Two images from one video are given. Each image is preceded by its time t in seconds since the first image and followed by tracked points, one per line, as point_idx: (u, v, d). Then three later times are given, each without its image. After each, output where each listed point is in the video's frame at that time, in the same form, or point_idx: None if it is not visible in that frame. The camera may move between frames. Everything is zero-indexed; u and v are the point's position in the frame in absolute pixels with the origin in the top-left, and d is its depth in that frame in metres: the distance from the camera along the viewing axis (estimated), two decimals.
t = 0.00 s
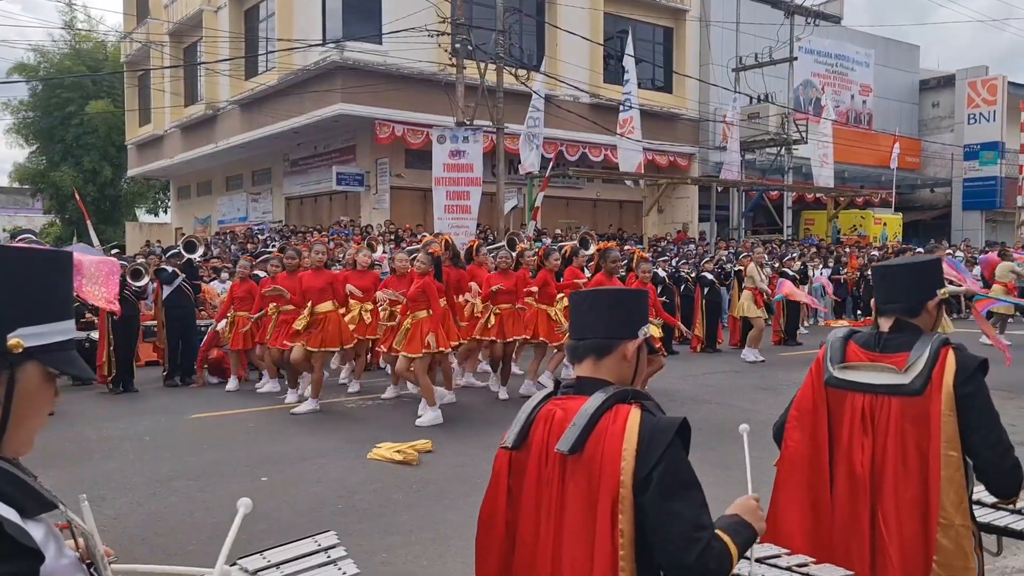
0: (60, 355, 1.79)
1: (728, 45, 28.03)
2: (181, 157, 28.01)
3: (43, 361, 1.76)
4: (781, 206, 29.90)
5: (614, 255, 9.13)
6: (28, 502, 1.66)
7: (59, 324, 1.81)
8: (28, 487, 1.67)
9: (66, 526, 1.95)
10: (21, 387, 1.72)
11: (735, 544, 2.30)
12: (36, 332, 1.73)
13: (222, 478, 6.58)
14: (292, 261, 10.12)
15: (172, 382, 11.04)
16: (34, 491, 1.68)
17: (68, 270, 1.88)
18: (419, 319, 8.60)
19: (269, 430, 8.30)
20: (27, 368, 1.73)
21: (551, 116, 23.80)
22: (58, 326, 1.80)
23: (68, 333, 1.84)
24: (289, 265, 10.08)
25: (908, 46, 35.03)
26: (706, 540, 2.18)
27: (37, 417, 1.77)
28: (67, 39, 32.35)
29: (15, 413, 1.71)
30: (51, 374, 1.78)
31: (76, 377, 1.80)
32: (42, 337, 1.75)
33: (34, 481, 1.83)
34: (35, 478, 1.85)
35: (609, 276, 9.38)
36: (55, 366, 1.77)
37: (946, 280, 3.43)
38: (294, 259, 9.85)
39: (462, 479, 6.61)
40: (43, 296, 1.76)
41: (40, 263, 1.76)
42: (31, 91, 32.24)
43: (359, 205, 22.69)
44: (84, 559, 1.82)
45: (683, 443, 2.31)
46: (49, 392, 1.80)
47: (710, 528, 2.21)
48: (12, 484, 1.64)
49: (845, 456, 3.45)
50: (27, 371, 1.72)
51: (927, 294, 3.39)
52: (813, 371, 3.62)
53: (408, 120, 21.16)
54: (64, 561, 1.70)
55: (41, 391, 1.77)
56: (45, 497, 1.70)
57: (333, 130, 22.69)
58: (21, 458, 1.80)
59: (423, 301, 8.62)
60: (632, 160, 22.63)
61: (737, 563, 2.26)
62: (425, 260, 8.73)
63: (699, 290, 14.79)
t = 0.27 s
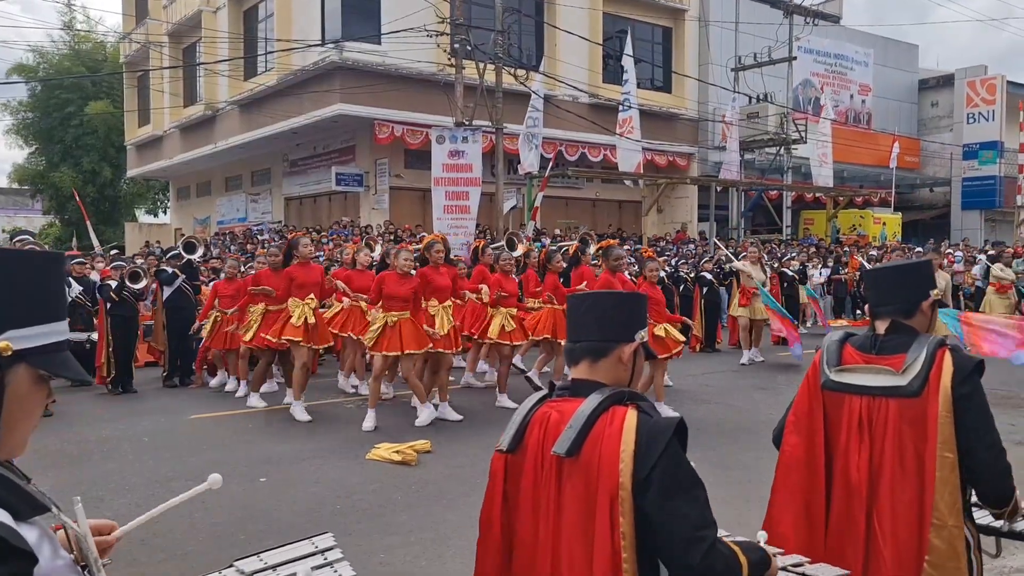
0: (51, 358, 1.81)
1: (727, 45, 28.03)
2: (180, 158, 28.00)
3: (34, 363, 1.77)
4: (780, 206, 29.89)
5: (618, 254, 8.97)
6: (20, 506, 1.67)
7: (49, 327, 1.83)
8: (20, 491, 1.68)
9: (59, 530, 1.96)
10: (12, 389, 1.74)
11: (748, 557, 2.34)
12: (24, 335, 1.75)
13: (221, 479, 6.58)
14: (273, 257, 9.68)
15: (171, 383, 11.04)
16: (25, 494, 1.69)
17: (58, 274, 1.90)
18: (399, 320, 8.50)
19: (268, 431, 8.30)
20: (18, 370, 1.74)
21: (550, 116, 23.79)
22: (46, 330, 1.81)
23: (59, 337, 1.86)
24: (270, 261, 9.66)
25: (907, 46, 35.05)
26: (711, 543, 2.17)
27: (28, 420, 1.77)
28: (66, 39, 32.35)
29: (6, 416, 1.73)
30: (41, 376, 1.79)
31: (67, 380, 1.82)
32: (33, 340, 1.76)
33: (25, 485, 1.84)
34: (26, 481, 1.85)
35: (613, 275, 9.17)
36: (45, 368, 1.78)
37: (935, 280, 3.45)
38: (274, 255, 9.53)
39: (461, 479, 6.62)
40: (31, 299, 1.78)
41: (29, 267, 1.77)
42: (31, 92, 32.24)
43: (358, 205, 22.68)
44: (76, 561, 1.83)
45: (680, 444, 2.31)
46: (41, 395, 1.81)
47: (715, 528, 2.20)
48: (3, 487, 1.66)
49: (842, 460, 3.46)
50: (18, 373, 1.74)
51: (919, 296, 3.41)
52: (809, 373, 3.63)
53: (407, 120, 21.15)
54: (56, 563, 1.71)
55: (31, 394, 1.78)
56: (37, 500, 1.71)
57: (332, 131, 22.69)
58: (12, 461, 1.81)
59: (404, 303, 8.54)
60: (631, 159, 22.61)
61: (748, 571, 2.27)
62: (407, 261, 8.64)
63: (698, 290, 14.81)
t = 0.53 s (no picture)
0: (47, 359, 1.81)
1: (725, 45, 28.04)
2: (178, 157, 27.97)
3: (28, 365, 1.77)
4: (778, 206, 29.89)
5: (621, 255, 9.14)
6: (15, 510, 1.67)
7: (44, 329, 1.82)
8: (15, 494, 1.68)
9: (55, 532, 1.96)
10: (7, 391, 1.73)
11: (739, 543, 2.32)
12: (18, 337, 1.74)
13: (219, 480, 6.58)
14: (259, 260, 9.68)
15: (169, 383, 11.03)
16: (20, 497, 1.69)
17: (54, 275, 1.89)
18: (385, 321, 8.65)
19: (267, 431, 8.29)
20: (12, 372, 1.74)
21: (549, 116, 23.80)
22: (40, 331, 1.81)
23: (54, 338, 1.86)
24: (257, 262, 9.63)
25: (905, 46, 35.07)
26: (708, 545, 2.18)
27: (24, 421, 1.77)
28: (64, 39, 32.32)
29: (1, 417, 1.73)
30: (36, 377, 1.79)
31: (63, 381, 1.81)
32: (28, 342, 1.76)
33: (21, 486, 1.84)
34: (22, 483, 1.85)
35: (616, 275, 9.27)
36: (40, 369, 1.78)
37: (935, 280, 3.45)
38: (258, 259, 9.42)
39: (459, 479, 6.62)
40: (29, 300, 1.78)
41: (26, 269, 1.77)
42: (29, 92, 32.21)
43: (356, 205, 22.67)
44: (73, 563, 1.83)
45: (679, 447, 2.31)
46: (36, 396, 1.80)
47: (710, 533, 2.21)
48: None
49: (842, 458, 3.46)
50: (13, 375, 1.74)
51: (920, 297, 3.42)
52: (811, 373, 3.63)
53: (405, 120, 21.13)
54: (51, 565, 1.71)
55: (27, 395, 1.78)
56: (33, 502, 1.70)
57: (331, 131, 22.68)
58: (8, 462, 1.80)
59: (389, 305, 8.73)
60: (630, 159, 22.59)
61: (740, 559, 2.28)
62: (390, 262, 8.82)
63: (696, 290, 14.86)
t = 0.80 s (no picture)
0: (46, 363, 1.81)
1: (723, 46, 28.09)
2: (176, 158, 27.95)
3: (26, 368, 1.77)
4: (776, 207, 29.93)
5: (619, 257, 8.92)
6: (12, 514, 1.66)
7: (41, 331, 1.81)
8: (13, 499, 1.68)
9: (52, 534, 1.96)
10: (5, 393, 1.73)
11: (739, 560, 2.34)
12: (14, 340, 1.74)
13: (217, 481, 6.58)
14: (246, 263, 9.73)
15: (167, 384, 11.03)
16: (17, 500, 1.68)
17: (50, 276, 1.88)
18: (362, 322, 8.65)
19: (265, 432, 8.30)
20: (9, 375, 1.74)
21: (547, 117, 23.82)
22: (38, 333, 1.80)
23: (52, 341, 1.86)
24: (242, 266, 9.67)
25: (903, 47, 35.13)
26: (706, 552, 2.19)
27: (22, 423, 1.77)
28: (61, 39, 32.28)
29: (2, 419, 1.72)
30: (34, 380, 1.78)
31: (59, 384, 1.80)
32: (25, 344, 1.76)
33: (20, 489, 1.84)
34: (19, 485, 1.84)
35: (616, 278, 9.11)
36: (37, 372, 1.77)
37: (939, 283, 3.45)
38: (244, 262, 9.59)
39: (458, 480, 6.62)
40: (26, 301, 1.77)
41: (23, 270, 1.77)
42: (25, 92, 32.17)
43: (354, 205, 22.67)
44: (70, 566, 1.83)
45: (679, 450, 2.31)
46: (34, 398, 1.80)
47: (709, 540, 2.21)
48: None
49: (842, 460, 3.47)
50: (10, 378, 1.73)
51: (923, 301, 3.42)
52: (811, 374, 3.64)
53: (403, 121, 21.12)
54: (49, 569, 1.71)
55: (24, 397, 1.77)
56: (30, 506, 1.70)
57: (328, 131, 22.68)
58: (5, 465, 1.80)
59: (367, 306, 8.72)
60: (628, 160, 22.61)
61: None
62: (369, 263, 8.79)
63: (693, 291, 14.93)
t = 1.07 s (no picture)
0: (45, 361, 1.80)
1: (720, 47, 28.12)
2: (173, 157, 27.91)
3: (24, 368, 1.76)
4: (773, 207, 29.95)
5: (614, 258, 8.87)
6: (11, 515, 1.66)
7: (40, 331, 1.81)
8: (14, 500, 1.68)
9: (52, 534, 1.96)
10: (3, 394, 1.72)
11: (733, 551, 2.32)
12: (12, 340, 1.73)
13: (216, 480, 6.57)
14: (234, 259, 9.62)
15: (165, 383, 11.02)
16: (16, 501, 1.68)
17: (48, 274, 1.88)
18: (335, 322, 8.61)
19: (263, 431, 8.29)
20: (8, 375, 1.73)
21: (545, 117, 23.83)
22: (36, 333, 1.79)
23: (51, 340, 1.85)
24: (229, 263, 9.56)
25: (900, 48, 35.17)
26: (705, 554, 2.19)
27: (22, 424, 1.77)
28: (58, 38, 32.24)
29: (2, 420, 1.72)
30: (32, 380, 1.78)
31: (58, 383, 1.79)
32: (24, 344, 1.76)
33: (21, 489, 1.84)
34: (18, 486, 1.84)
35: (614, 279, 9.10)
36: (36, 372, 1.77)
37: (946, 283, 3.47)
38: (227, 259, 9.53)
39: (456, 480, 6.62)
40: (23, 300, 1.76)
41: (21, 269, 1.76)
42: (22, 91, 32.09)
43: (352, 205, 22.66)
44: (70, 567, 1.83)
45: (680, 451, 2.31)
46: (33, 398, 1.79)
47: (706, 541, 2.21)
48: None
49: (842, 458, 3.48)
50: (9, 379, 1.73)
51: (926, 300, 3.43)
52: (814, 373, 3.65)
53: (400, 120, 21.09)
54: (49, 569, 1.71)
55: (23, 397, 1.77)
56: (31, 508, 1.70)
57: (326, 131, 22.66)
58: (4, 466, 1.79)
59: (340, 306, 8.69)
60: (625, 160, 22.63)
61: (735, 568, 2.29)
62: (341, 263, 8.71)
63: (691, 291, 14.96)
